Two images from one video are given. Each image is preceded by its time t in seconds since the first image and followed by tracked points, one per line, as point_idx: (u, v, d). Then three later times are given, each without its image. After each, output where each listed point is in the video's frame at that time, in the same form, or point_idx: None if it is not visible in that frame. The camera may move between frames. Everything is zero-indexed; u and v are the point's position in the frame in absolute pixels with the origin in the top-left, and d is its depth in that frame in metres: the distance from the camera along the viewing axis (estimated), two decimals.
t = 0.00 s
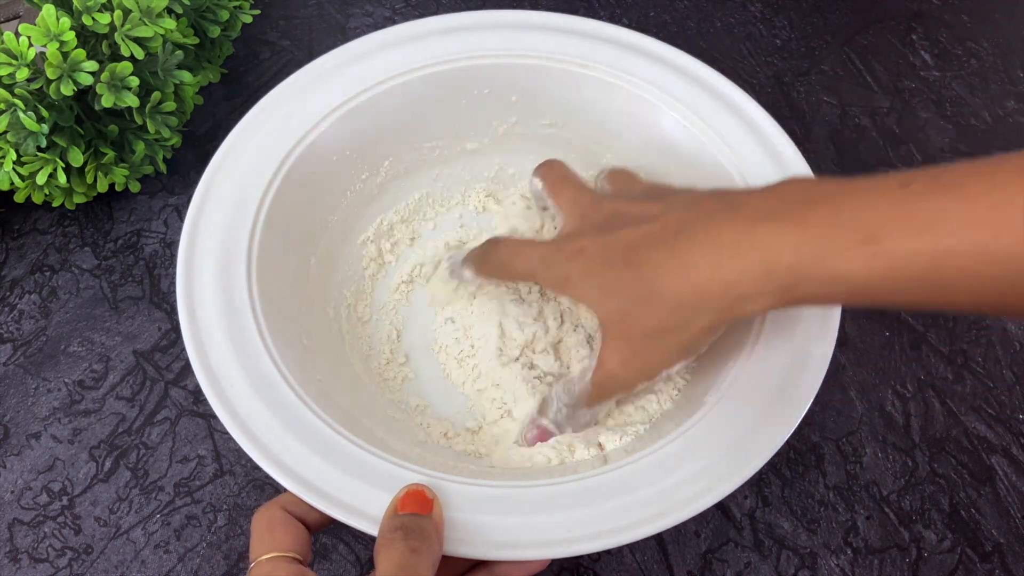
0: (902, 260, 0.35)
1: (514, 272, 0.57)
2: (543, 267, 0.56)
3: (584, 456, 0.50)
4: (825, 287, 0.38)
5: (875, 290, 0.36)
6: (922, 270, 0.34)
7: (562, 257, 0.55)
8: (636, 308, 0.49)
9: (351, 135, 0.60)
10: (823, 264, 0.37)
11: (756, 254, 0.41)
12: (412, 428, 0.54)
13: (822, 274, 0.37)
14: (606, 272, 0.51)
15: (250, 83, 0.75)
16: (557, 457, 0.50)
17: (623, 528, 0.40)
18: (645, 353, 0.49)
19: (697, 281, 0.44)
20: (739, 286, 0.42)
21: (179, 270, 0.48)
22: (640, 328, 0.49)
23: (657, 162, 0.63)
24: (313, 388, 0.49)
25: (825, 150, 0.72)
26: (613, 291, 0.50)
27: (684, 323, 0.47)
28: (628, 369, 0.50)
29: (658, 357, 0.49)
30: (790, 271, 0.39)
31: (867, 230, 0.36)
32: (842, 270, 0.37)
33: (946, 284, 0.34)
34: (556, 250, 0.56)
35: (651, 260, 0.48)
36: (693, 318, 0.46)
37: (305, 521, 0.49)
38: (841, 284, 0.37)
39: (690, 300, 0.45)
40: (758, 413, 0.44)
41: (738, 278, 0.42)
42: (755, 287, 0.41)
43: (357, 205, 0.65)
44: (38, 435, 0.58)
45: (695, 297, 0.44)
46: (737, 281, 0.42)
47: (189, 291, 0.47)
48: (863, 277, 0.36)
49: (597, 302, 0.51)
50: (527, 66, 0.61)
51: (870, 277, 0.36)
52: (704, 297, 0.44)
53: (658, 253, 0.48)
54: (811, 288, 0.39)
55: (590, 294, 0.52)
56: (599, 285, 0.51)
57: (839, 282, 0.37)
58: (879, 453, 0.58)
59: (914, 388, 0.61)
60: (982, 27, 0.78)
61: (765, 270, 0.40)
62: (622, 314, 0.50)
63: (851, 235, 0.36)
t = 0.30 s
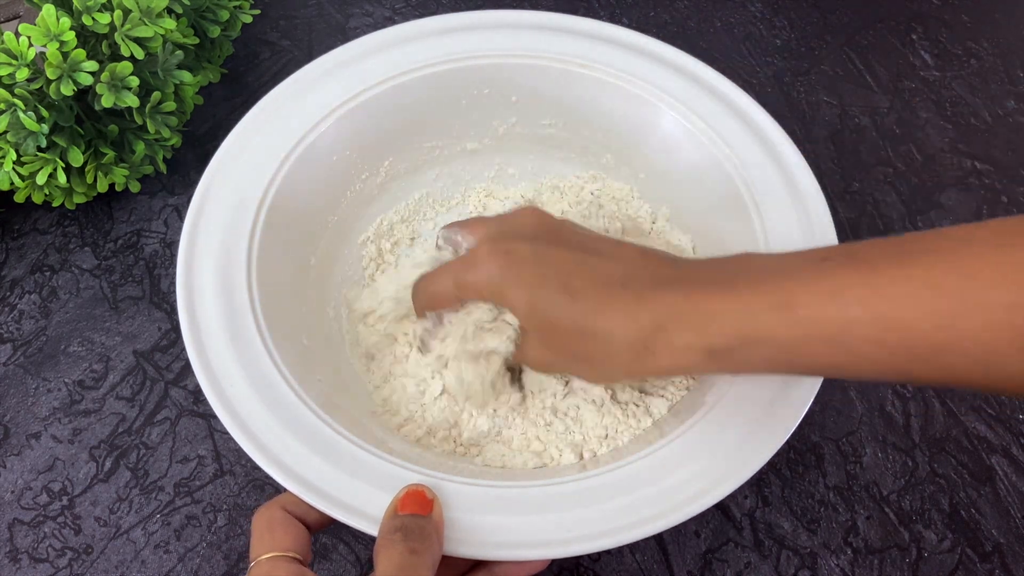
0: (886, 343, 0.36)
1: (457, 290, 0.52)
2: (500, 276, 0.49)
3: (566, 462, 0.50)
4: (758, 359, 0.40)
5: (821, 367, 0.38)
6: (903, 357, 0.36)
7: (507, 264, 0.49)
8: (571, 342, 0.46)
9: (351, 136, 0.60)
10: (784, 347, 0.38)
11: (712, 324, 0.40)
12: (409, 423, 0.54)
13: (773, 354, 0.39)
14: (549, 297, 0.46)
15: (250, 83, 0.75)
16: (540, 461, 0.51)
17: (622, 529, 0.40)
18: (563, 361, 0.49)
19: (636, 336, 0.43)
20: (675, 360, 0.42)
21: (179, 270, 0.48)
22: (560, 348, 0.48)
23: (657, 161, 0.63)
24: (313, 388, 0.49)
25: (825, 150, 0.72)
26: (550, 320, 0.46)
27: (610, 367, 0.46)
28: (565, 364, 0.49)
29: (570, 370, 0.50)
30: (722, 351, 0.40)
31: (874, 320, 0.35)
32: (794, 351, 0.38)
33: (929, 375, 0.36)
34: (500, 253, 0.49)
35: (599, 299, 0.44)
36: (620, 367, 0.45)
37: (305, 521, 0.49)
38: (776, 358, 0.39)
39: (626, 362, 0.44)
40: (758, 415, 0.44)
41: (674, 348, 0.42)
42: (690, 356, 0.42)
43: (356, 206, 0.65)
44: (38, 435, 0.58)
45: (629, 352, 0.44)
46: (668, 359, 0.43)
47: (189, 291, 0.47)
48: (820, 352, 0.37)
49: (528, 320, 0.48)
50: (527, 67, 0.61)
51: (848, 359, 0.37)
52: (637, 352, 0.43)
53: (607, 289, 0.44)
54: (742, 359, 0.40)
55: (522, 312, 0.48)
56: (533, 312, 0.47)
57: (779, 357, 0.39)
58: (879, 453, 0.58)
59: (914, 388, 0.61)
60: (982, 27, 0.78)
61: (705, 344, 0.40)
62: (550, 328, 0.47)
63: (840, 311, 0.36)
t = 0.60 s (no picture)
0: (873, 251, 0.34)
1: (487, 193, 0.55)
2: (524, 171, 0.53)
3: (566, 462, 0.50)
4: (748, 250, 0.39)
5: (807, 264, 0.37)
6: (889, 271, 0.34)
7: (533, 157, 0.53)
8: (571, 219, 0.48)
9: (352, 135, 0.60)
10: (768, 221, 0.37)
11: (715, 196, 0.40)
12: (409, 422, 0.53)
13: (769, 236, 0.37)
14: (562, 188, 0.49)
15: (250, 83, 0.75)
16: (539, 462, 0.51)
17: (622, 528, 0.40)
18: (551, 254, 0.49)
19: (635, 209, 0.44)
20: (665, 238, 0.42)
21: (179, 270, 0.48)
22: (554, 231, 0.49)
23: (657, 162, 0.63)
24: (313, 388, 0.49)
25: (825, 150, 0.72)
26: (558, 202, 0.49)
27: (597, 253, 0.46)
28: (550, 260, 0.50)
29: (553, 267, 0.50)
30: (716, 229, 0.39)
31: (890, 219, 0.34)
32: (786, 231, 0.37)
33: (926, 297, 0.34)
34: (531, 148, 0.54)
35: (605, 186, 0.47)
36: (610, 250, 0.45)
37: (305, 520, 0.49)
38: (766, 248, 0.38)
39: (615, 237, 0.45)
40: (757, 417, 0.44)
41: (669, 223, 0.41)
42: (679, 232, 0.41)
43: (356, 206, 0.65)
44: (38, 435, 0.58)
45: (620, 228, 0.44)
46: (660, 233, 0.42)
47: (189, 291, 0.47)
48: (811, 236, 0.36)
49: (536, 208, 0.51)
50: (527, 66, 0.61)
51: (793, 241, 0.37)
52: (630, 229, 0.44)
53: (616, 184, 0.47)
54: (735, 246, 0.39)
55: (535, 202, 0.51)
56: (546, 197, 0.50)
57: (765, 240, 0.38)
58: (879, 453, 0.58)
59: (915, 389, 0.61)
60: (982, 27, 0.78)
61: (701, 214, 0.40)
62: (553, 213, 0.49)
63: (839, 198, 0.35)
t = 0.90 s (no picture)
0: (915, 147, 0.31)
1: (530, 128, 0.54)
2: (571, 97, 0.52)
3: (566, 462, 0.50)
4: (791, 130, 0.35)
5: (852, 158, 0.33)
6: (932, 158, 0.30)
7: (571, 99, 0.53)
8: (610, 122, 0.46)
9: (352, 135, 0.60)
10: (841, 103, 0.33)
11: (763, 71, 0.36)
12: (409, 422, 0.53)
13: (828, 115, 0.33)
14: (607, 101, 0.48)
15: (249, 83, 0.75)
16: (539, 461, 0.51)
17: (622, 529, 0.40)
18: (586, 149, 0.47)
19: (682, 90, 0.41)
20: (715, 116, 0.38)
21: (179, 270, 0.48)
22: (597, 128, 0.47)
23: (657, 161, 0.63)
24: (313, 388, 0.49)
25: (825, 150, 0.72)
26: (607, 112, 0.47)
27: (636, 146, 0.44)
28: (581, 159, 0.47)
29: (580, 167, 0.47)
30: (774, 104, 0.35)
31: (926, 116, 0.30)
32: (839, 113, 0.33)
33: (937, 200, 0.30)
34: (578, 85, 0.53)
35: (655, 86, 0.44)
36: (648, 136, 0.42)
37: (304, 520, 0.49)
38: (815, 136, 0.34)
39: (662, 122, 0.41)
40: (757, 416, 0.44)
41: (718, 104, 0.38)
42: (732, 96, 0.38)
43: (356, 206, 0.65)
44: (38, 435, 0.58)
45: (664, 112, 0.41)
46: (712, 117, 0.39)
47: (189, 291, 0.47)
48: (860, 115, 0.32)
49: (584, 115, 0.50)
50: (528, 66, 0.61)
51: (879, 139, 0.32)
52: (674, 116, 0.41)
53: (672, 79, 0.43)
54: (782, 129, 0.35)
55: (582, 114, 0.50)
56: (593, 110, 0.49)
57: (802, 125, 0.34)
58: (879, 453, 0.58)
59: (915, 389, 0.61)
60: (982, 28, 0.78)
61: (757, 84, 0.36)
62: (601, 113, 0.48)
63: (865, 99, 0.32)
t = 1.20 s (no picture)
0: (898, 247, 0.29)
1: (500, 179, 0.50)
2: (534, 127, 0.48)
3: (566, 462, 0.50)
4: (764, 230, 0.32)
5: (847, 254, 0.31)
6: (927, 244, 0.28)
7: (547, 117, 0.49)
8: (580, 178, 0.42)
9: (352, 135, 0.60)
10: (779, 186, 0.32)
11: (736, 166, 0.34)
12: (409, 422, 0.53)
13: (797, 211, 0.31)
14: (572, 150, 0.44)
15: (250, 83, 0.75)
16: (539, 461, 0.51)
17: (622, 528, 0.40)
18: (555, 205, 0.43)
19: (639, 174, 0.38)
20: (678, 211, 0.35)
21: (179, 270, 0.48)
22: (562, 186, 0.43)
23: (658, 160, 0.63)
24: (313, 389, 0.49)
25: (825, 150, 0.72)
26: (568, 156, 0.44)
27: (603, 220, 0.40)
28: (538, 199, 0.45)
29: (555, 226, 0.45)
30: (743, 204, 0.32)
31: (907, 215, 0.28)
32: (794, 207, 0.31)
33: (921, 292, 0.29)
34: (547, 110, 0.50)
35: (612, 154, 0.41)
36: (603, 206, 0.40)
37: (304, 520, 0.49)
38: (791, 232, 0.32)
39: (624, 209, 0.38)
40: (757, 416, 0.44)
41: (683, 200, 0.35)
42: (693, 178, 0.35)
43: (356, 206, 0.65)
44: (38, 435, 0.58)
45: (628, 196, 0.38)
46: (672, 209, 0.35)
47: (189, 291, 0.47)
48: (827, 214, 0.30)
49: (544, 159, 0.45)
50: (528, 66, 0.61)
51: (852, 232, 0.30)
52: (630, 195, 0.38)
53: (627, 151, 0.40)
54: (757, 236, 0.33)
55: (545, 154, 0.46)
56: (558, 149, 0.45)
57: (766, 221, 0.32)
58: (879, 452, 0.58)
59: (915, 389, 0.61)
60: (982, 28, 0.78)
61: (723, 185, 0.33)
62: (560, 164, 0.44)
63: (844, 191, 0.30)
